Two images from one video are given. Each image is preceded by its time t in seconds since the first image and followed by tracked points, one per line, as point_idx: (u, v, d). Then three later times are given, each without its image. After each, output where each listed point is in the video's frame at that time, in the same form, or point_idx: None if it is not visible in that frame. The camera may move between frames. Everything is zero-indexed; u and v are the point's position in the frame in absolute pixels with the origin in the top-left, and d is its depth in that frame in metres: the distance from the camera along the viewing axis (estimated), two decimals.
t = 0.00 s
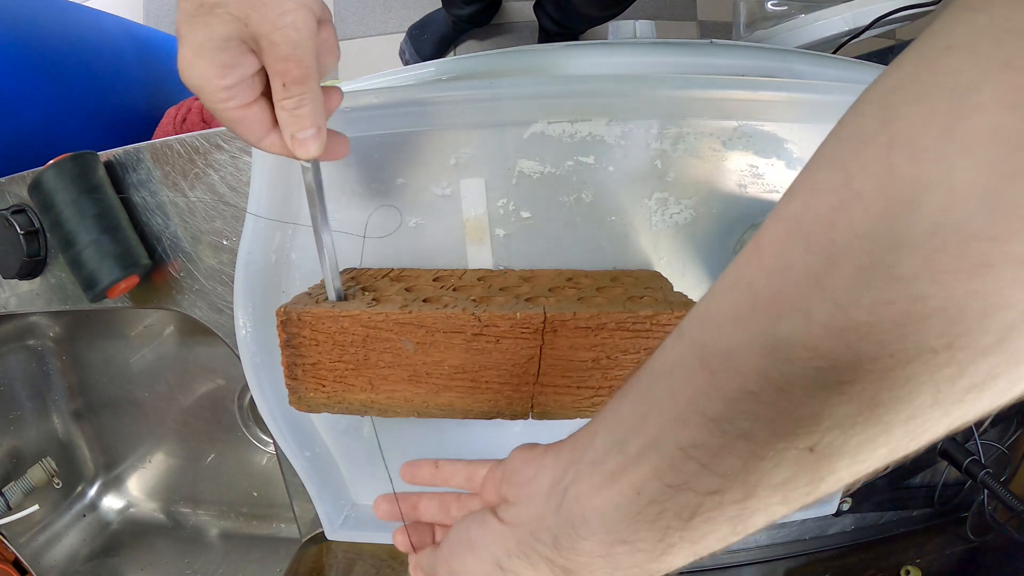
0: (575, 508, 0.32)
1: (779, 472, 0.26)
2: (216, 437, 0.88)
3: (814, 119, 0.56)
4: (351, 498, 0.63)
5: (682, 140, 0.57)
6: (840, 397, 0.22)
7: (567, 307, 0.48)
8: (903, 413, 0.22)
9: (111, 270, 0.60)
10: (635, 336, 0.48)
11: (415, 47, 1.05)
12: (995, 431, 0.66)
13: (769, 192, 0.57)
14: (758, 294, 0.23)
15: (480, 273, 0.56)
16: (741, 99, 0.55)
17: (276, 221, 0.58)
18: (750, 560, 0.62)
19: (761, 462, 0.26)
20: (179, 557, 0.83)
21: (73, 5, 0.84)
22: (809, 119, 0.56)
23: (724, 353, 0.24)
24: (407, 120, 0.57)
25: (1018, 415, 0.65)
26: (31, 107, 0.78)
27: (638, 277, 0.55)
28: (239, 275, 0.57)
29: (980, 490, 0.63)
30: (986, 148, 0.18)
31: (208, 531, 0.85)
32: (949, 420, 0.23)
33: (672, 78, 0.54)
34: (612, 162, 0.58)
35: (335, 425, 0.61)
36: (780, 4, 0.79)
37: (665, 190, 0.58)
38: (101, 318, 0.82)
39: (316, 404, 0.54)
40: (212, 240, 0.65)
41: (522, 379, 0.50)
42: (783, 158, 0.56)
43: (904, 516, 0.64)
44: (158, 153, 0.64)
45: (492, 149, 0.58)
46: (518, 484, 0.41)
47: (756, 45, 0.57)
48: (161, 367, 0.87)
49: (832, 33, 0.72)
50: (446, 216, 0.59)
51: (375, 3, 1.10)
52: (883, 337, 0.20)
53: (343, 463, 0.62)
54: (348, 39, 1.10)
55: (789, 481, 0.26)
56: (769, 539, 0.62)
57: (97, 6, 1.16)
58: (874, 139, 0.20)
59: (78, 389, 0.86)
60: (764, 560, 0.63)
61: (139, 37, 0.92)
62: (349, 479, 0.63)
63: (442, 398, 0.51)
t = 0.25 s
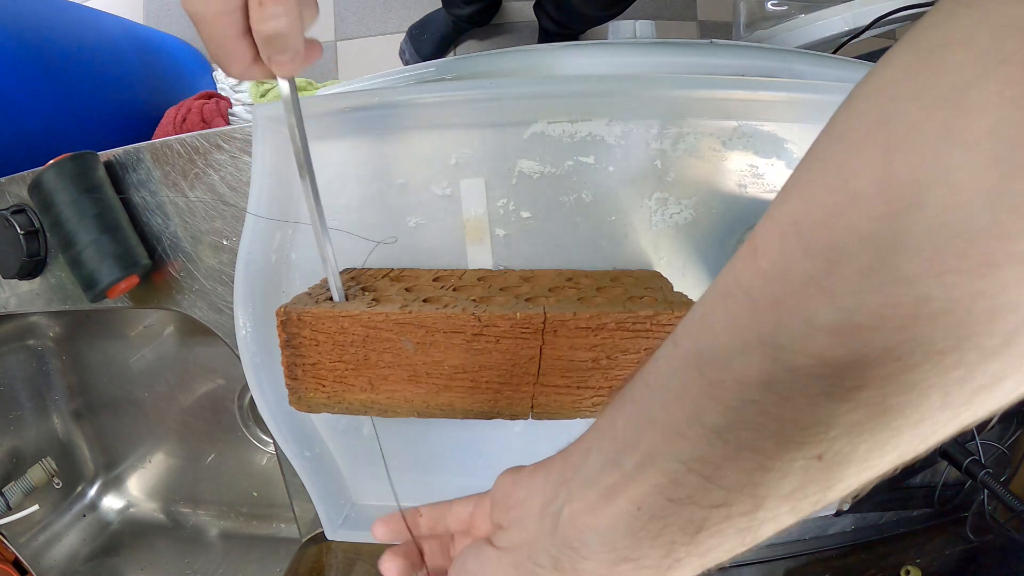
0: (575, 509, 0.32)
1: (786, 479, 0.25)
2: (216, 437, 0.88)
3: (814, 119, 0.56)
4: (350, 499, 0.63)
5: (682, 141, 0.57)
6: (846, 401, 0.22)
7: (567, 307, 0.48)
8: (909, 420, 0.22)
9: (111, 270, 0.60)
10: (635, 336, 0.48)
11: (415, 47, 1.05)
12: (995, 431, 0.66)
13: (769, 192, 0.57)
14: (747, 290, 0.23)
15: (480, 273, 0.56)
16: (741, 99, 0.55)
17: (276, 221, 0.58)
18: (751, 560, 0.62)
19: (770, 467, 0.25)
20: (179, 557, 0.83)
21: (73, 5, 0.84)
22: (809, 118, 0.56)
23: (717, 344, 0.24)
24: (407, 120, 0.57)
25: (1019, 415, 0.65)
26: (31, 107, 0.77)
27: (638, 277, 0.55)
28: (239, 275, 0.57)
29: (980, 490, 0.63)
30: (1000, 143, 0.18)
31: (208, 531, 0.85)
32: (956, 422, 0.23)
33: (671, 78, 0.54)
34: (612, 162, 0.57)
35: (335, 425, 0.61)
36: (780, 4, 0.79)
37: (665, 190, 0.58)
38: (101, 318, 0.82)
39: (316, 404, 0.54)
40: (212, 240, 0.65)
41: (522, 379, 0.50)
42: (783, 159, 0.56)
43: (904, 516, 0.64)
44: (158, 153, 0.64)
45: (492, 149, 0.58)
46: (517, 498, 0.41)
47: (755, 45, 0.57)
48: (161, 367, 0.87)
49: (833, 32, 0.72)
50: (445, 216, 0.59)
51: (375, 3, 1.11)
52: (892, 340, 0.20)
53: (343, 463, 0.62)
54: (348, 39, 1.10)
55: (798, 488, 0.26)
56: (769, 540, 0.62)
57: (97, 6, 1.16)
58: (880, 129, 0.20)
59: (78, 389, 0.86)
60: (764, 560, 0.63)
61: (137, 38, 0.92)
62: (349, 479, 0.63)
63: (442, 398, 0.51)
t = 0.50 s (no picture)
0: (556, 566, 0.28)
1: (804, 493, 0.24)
2: (216, 437, 0.88)
3: (815, 118, 0.56)
4: (351, 498, 0.63)
5: (682, 140, 0.56)
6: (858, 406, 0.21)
7: (568, 307, 0.48)
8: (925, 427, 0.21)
9: (110, 269, 0.60)
10: (635, 336, 0.48)
11: (415, 47, 1.05)
12: (995, 431, 0.66)
13: (769, 191, 0.57)
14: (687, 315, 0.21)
15: (480, 273, 0.56)
16: (741, 99, 0.55)
17: (276, 221, 0.58)
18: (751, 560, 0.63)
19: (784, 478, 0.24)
20: (179, 556, 0.83)
21: (73, 5, 0.84)
22: (809, 118, 0.56)
23: (699, 376, 0.21)
24: (407, 120, 0.57)
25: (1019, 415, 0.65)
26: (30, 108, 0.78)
27: (638, 277, 0.55)
28: (239, 275, 0.57)
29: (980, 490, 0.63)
30: (970, 150, 0.16)
31: (208, 531, 0.85)
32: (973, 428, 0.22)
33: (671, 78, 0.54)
34: (613, 162, 0.57)
35: (335, 426, 0.61)
36: (780, 4, 0.79)
37: (664, 190, 0.58)
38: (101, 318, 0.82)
39: (316, 404, 0.54)
40: (212, 240, 0.65)
41: (523, 379, 0.50)
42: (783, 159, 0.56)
43: (904, 516, 0.64)
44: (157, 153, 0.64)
45: (492, 149, 0.58)
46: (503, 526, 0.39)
47: (754, 45, 0.58)
48: (161, 367, 0.87)
49: (832, 33, 0.71)
50: (445, 215, 0.59)
51: (375, 2, 1.10)
52: (864, 373, 0.18)
53: (343, 464, 0.62)
54: (347, 39, 1.10)
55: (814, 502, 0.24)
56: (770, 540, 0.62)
57: (97, 6, 1.16)
58: (845, 141, 0.18)
59: (78, 389, 0.86)
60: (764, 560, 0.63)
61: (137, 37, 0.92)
62: (349, 480, 0.62)
63: (442, 399, 0.51)
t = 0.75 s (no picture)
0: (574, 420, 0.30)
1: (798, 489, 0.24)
2: (216, 437, 0.88)
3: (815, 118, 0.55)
4: (351, 498, 0.63)
5: (684, 141, 0.56)
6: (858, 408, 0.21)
7: (567, 307, 0.48)
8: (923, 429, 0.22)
9: (110, 270, 0.60)
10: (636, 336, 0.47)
11: (414, 47, 1.05)
12: (995, 432, 0.66)
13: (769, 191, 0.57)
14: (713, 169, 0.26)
15: (480, 273, 0.56)
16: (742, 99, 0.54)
17: (275, 221, 0.58)
18: (749, 560, 0.63)
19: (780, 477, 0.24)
20: (179, 556, 0.83)
21: (74, 6, 0.84)
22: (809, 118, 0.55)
23: (675, 309, 0.26)
24: (406, 120, 0.57)
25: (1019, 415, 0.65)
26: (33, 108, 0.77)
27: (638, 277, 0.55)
28: (239, 275, 0.57)
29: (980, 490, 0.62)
30: (868, 114, 0.21)
31: (208, 531, 0.85)
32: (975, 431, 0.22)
33: (670, 78, 0.54)
34: (613, 162, 0.57)
35: (335, 426, 0.61)
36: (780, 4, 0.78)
37: (665, 190, 0.57)
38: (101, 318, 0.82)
39: (316, 404, 0.54)
40: (213, 240, 0.65)
41: (523, 379, 0.50)
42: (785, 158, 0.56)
43: (904, 516, 0.64)
44: (157, 153, 0.64)
45: (492, 149, 0.58)
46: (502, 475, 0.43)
47: (755, 45, 0.57)
48: (161, 367, 0.87)
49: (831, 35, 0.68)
50: (445, 215, 0.59)
51: (375, 2, 1.10)
52: (801, 287, 0.23)
53: (344, 464, 0.62)
54: (347, 39, 1.10)
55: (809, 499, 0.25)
56: (768, 539, 0.64)
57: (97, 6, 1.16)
58: (777, 117, 0.24)
59: (78, 389, 0.86)
60: (763, 560, 0.63)
61: (137, 37, 0.93)
62: (349, 480, 0.62)
63: (442, 399, 0.51)
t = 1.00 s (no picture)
0: (597, 297, 0.34)
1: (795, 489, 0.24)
2: (217, 437, 0.88)
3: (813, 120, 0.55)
4: (351, 498, 0.63)
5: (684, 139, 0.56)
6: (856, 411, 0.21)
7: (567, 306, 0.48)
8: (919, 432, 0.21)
9: (111, 269, 0.60)
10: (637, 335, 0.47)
11: (415, 48, 1.05)
12: (995, 431, 0.66)
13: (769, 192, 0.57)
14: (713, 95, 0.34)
15: (481, 273, 0.56)
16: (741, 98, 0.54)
17: (275, 222, 0.58)
18: (749, 560, 0.63)
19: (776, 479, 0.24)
20: (179, 556, 0.83)
21: (73, 6, 0.84)
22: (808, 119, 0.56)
23: (685, 210, 0.31)
24: (407, 120, 0.57)
25: (1019, 415, 0.65)
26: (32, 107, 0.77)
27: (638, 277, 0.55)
28: (239, 274, 0.57)
29: (980, 490, 0.63)
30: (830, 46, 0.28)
31: (208, 531, 0.85)
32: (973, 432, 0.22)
33: (669, 79, 0.54)
34: (613, 162, 0.57)
35: (335, 426, 0.61)
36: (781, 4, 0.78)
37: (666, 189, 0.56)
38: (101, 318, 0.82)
39: (316, 404, 0.53)
40: (213, 239, 0.65)
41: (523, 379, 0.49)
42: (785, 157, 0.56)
43: (903, 516, 0.64)
44: (158, 153, 0.64)
45: (492, 149, 0.58)
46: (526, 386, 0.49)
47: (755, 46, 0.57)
48: (161, 367, 0.87)
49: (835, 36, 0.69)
50: (445, 215, 0.59)
51: (375, 2, 1.10)
52: (789, 176, 0.29)
53: (343, 464, 0.62)
54: (347, 39, 1.10)
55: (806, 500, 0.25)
56: (768, 539, 0.64)
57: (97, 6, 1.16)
58: (758, 61, 0.30)
59: (78, 389, 0.85)
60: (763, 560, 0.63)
61: (137, 37, 0.93)
62: (349, 480, 0.62)
63: (442, 399, 0.51)
